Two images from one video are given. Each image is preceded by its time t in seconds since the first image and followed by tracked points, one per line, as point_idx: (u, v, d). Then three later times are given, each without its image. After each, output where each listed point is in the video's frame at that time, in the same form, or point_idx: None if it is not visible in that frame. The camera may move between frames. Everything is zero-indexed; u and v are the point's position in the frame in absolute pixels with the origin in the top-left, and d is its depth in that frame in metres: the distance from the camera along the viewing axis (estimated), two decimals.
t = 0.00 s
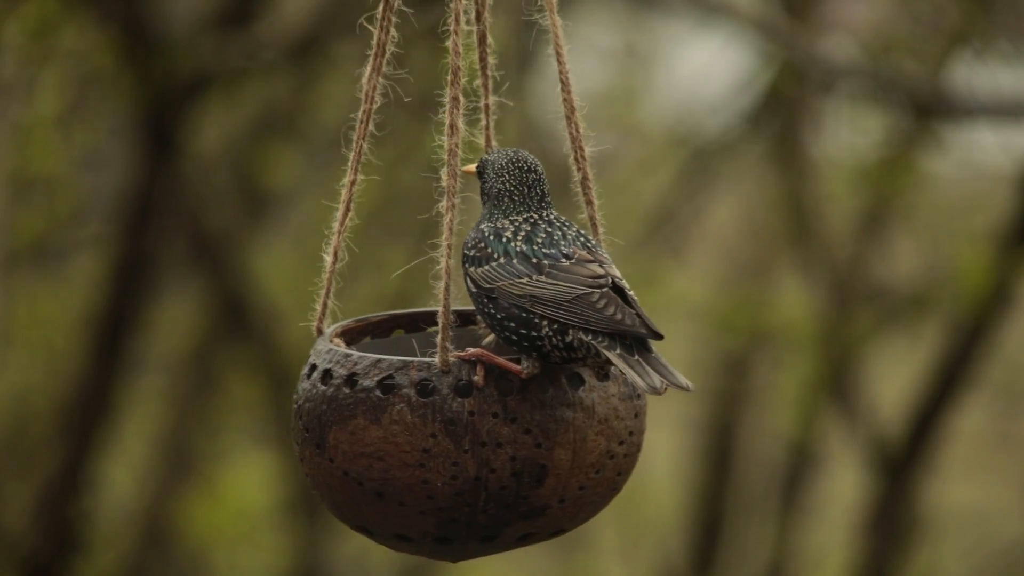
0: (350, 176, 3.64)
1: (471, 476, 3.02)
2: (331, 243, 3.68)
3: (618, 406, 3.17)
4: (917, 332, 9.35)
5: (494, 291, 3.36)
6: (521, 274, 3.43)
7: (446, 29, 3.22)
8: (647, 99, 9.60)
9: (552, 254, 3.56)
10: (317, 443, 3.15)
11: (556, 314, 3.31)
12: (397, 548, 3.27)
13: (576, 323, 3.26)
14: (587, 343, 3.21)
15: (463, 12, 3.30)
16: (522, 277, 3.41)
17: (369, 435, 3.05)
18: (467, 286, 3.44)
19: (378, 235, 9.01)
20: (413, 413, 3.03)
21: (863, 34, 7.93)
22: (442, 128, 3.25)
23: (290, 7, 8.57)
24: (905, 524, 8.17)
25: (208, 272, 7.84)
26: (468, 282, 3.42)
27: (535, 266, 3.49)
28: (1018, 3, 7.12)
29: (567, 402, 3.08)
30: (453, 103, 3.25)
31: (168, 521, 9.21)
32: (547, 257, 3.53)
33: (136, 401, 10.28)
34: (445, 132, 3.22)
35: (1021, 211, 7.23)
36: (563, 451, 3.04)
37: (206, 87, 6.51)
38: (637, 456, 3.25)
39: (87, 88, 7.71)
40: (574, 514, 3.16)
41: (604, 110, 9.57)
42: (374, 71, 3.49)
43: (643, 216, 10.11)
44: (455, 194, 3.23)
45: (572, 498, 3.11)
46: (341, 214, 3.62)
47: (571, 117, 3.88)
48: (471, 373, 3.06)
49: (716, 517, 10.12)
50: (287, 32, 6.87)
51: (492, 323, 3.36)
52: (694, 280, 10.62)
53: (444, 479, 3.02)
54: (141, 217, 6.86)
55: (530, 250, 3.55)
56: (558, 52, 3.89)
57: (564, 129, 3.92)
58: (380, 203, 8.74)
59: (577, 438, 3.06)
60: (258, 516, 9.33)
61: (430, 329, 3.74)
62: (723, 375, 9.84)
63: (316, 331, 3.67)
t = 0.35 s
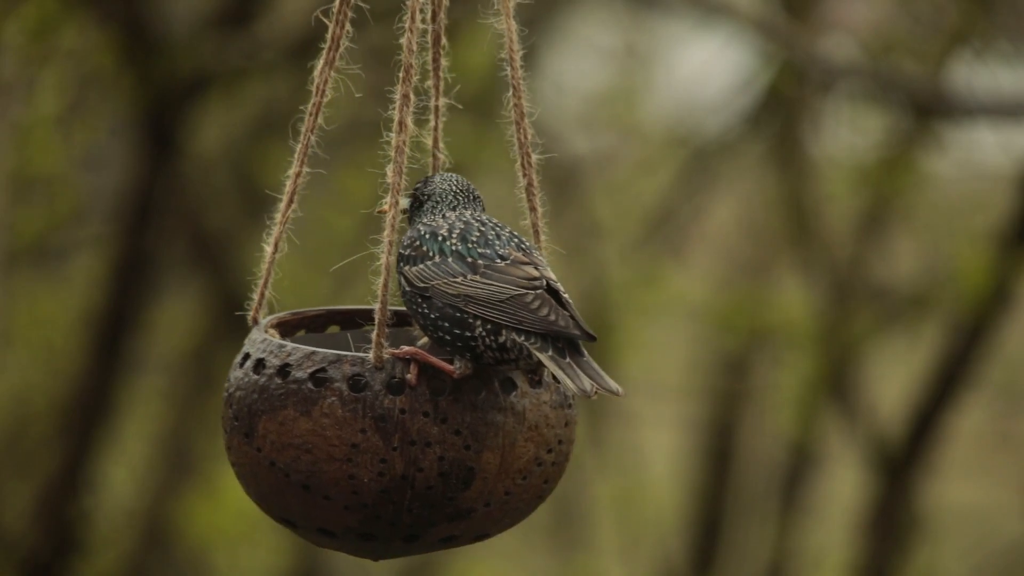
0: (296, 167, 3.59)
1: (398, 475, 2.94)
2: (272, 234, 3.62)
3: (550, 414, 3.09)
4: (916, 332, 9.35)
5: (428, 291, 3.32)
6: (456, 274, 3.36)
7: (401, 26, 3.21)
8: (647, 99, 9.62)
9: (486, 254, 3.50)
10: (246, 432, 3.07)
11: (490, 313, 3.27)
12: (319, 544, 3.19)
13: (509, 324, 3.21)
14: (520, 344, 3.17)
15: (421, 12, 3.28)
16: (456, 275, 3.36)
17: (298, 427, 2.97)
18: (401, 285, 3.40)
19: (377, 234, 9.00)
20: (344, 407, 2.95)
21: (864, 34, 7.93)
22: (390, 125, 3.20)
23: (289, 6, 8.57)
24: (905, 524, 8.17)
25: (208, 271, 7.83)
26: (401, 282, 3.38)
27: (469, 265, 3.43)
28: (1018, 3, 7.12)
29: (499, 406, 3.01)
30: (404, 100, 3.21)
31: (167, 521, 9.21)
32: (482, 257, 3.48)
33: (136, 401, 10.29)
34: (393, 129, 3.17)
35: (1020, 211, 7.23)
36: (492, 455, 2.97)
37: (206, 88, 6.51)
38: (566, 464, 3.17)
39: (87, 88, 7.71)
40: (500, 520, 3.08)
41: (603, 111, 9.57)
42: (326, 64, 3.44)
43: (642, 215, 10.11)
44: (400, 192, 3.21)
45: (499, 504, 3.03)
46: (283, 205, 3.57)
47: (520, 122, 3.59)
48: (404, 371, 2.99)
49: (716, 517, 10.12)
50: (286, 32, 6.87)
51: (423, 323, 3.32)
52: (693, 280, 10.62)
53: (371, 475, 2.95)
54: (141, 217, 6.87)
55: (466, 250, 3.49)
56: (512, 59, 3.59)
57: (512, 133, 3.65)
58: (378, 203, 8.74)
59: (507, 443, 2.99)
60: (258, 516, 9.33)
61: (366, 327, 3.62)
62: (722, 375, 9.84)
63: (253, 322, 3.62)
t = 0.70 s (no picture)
0: (279, 166, 3.55)
1: (382, 473, 2.86)
2: (254, 233, 3.58)
3: (534, 415, 3.00)
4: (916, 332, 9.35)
5: (409, 288, 3.21)
6: (436, 268, 3.26)
7: (387, 25, 3.21)
8: (647, 99, 9.62)
9: (466, 247, 3.35)
10: (228, 429, 2.98)
11: (472, 303, 3.16)
12: (300, 543, 3.10)
13: (490, 311, 3.11)
14: (502, 331, 3.06)
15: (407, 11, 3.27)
16: (437, 270, 3.25)
17: (281, 424, 2.89)
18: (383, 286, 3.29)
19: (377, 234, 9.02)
20: (328, 405, 2.87)
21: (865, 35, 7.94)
22: (375, 123, 3.19)
23: (289, 6, 8.57)
24: (906, 524, 8.17)
25: (208, 271, 7.82)
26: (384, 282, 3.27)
27: (449, 256, 3.30)
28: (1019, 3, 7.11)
29: (483, 406, 2.92)
30: (389, 99, 3.21)
31: (167, 521, 9.21)
32: (461, 246, 3.34)
33: (137, 401, 10.30)
34: (379, 128, 3.17)
35: (1020, 211, 7.23)
36: (475, 454, 2.89)
37: (206, 88, 6.52)
38: (548, 465, 3.08)
39: (86, 88, 7.71)
40: (483, 520, 3.00)
41: (603, 111, 9.60)
42: (311, 62, 3.41)
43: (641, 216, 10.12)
44: (384, 189, 3.19)
45: (482, 503, 2.95)
46: (267, 204, 3.53)
47: (505, 123, 3.52)
48: (388, 369, 2.91)
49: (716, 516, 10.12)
50: (286, 32, 6.87)
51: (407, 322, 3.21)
52: (693, 279, 10.62)
53: (354, 474, 2.86)
54: (141, 216, 6.88)
55: (445, 242, 3.35)
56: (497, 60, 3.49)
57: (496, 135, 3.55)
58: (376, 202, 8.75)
59: (490, 442, 2.90)
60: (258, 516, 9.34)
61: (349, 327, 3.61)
62: (722, 375, 9.84)
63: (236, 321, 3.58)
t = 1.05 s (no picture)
0: (313, 172, 3.53)
1: (434, 476, 2.92)
2: (292, 240, 3.57)
3: (581, 411, 3.07)
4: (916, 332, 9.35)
5: (455, 290, 3.22)
6: (481, 266, 3.24)
7: (418, 28, 3.21)
8: (647, 99, 9.69)
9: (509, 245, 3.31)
10: (278, 437, 3.04)
11: (516, 291, 3.15)
12: (352, 549, 3.16)
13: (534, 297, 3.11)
14: (547, 316, 3.06)
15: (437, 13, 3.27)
16: (480, 268, 3.23)
17: (332, 431, 2.95)
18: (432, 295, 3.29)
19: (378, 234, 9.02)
20: (377, 409, 2.93)
21: (863, 35, 7.95)
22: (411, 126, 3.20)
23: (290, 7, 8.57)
24: (905, 524, 8.17)
25: (208, 272, 7.81)
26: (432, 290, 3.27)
27: (493, 254, 3.28)
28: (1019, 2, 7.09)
29: (531, 404, 2.98)
30: (424, 101, 3.21)
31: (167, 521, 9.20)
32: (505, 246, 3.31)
33: (136, 402, 10.29)
34: (416, 131, 3.17)
35: (1020, 211, 7.23)
36: (526, 453, 2.95)
37: (205, 88, 6.52)
38: (597, 461, 3.16)
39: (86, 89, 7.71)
40: (535, 518, 3.06)
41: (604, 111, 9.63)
42: (341, 67, 3.40)
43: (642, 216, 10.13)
44: (422, 192, 3.17)
45: (534, 502, 3.01)
46: (302, 210, 3.52)
47: (540, 121, 3.59)
48: (436, 371, 2.96)
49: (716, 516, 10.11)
50: (286, 32, 6.87)
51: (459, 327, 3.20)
52: (694, 279, 10.62)
53: (407, 477, 2.92)
54: (141, 216, 6.87)
55: (489, 244, 3.33)
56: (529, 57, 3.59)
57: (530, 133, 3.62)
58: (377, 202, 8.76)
59: (540, 441, 2.97)
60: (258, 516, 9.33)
61: (387, 332, 3.62)
62: (722, 375, 9.84)
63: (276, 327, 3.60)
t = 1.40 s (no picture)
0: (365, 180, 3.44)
1: (510, 476, 2.87)
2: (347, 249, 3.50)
3: (649, 401, 3.03)
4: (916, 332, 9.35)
5: (524, 290, 3.17)
6: (546, 262, 3.20)
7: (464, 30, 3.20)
8: (647, 99, 9.64)
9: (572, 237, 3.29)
10: (350, 447, 2.99)
11: (588, 282, 3.12)
12: (426, 552, 3.11)
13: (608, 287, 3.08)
14: (623, 306, 3.03)
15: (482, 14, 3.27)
16: (547, 264, 3.19)
17: (404, 437, 2.89)
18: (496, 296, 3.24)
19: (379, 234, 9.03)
20: (448, 413, 2.87)
21: (862, 35, 7.96)
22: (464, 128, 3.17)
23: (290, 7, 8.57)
24: (905, 524, 8.17)
25: (208, 272, 7.80)
26: (497, 292, 3.22)
27: (557, 248, 3.25)
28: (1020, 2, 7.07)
29: (601, 398, 2.93)
30: (475, 102, 3.19)
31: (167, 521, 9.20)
32: (567, 239, 3.28)
33: (136, 402, 10.30)
34: (469, 131, 3.14)
35: (1021, 210, 7.22)
36: (600, 447, 2.90)
37: (204, 88, 6.51)
38: (667, 450, 3.12)
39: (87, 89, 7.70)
40: (610, 511, 3.02)
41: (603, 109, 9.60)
42: (388, 73, 3.35)
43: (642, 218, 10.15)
44: (479, 193, 3.15)
45: (608, 496, 2.97)
46: (357, 218, 3.44)
47: (588, 116, 3.77)
48: (505, 371, 2.91)
49: (716, 517, 10.11)
50: (286, 32, 6.86)
51: (532, 326, 3.16)
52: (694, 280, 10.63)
53: (483, 478, 2.87)
54: (141, 216, 6.87)
55: (551, 240, 3.29)
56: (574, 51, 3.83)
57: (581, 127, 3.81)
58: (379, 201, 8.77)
59: (613, 434, 2.92)
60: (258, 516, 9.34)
61: (444, 333, 3.59)
62: (722, 374, 9.85)
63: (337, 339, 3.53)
